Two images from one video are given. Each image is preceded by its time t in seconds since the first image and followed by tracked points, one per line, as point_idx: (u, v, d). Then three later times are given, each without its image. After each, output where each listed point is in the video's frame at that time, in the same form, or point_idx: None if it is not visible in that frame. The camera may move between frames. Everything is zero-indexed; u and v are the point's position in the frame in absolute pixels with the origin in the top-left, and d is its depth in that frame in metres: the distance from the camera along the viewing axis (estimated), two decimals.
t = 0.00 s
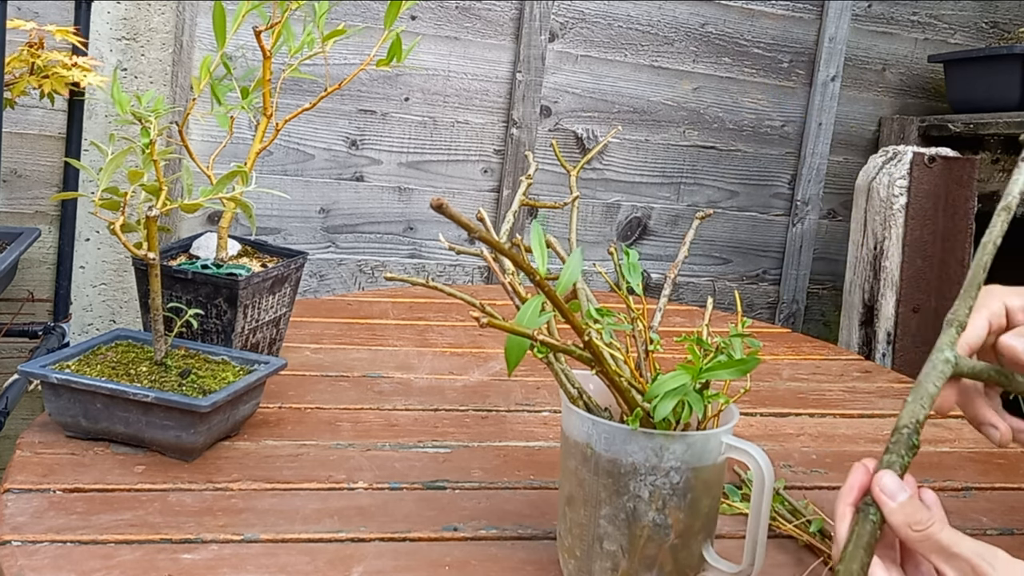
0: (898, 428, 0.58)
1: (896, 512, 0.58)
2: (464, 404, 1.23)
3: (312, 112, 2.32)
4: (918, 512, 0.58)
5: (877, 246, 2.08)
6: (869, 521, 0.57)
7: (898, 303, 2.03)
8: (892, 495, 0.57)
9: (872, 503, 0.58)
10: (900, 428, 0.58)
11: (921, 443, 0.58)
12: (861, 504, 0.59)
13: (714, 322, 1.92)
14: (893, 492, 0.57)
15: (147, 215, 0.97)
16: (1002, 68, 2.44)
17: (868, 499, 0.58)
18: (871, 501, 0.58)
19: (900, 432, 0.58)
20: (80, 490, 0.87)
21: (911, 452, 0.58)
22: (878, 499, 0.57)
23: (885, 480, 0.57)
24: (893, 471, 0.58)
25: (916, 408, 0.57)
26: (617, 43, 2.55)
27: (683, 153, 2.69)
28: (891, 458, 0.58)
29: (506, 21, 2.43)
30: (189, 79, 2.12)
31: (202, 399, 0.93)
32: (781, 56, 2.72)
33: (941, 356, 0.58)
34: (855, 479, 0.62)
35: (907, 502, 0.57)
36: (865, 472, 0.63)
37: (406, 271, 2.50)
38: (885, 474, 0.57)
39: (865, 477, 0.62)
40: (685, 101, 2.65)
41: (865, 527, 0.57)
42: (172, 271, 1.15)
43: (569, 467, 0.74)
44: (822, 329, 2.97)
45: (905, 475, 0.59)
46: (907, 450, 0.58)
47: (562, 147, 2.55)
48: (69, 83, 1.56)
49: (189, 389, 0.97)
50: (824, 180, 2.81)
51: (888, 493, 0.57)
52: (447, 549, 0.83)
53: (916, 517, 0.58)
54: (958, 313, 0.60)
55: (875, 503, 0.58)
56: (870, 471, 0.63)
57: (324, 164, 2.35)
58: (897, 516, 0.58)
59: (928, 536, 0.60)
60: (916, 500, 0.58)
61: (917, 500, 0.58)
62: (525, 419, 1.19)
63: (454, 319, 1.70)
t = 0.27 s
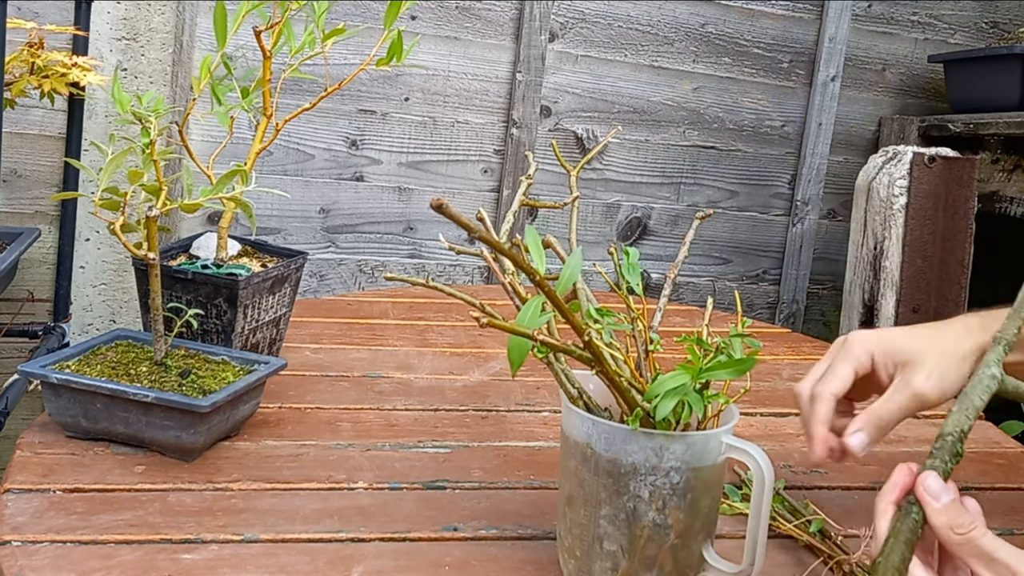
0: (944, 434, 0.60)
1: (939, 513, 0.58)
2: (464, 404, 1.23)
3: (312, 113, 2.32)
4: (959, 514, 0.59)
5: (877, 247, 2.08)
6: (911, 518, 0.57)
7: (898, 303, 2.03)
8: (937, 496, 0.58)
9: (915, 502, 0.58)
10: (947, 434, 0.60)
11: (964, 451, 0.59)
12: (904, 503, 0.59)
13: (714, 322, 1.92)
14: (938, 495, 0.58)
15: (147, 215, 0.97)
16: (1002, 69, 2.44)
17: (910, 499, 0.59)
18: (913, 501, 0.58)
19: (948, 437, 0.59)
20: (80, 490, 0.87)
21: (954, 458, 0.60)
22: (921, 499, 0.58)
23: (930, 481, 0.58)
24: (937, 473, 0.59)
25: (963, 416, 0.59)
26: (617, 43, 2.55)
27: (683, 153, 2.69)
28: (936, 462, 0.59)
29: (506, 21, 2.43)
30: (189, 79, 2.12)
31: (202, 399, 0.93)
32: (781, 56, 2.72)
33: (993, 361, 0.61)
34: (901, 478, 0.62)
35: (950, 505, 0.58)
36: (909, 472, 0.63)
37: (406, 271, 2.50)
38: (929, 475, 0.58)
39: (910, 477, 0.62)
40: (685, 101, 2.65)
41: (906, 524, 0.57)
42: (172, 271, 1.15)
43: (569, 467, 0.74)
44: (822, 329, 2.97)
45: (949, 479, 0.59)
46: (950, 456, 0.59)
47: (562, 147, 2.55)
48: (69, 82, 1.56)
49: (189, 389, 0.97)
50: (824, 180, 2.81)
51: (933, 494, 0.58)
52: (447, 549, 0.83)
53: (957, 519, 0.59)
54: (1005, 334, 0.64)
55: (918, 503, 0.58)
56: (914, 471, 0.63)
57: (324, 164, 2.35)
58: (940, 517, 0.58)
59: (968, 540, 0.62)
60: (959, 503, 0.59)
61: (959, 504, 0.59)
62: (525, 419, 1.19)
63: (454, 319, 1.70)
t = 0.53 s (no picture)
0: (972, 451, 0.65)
1: (960, 527, 0.63)
2: (464, 404, 1.23)
3: (312, 112, 2.32)
4: (983, 531, 0.65)
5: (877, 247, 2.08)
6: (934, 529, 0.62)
7: (898, 303, 2.03)
8: (960, 512, 0.63)
9: (938, 516, 0.63)
10: (976, 450, 0.65)
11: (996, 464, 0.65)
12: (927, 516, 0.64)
13: (714, 322, 1.92)
14: (960, 508, 0.63)
15: (147, 215, 0.97)
16: (1003, 69, 2.44)
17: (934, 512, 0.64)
18: (936, 515, 0.63)
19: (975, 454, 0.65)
20: (80, 490, 0.87)
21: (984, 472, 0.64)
22: (945, 514, 0.63)
23: (953, 496, 0.63)
24: (961, 489, 0.64)
25: (995, 429, 0.65)
26: (617, 43, 2.55)
27: (683, 153, 2.69)
28: (962, 477, 0.64)
29: (506, 21, 2.43)
30: (189, 79, 2.12)
31: (202, 399, 0.93)
32: (781, 56, 2.72)
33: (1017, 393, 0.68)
34: (924, 490, 0.67)
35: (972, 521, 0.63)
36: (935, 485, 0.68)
37: (406, 271, 2.50)
38: (953, 490, 0.63)
39: (933, 489, 0.67)
40: (685, 101, 2.65)
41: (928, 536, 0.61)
42: (172, 271, 1.15)
43: (569, 467, 0.74)
44: (822, 329, 2.97)
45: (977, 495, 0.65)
46: (980, 471, 0.65)
47: (562, 147, 2.55)
48: (69, 82, 1.56)
49: (189, 389, 0.97)
50: (824, 180, 2.81)
51: (956, 509, 0.63)
52: (447, 549, 0.83)
53: (981, 535, 0.65)
54: None
55: (941, 517, 0.63)
56: (937, 484, 0.68)
57: (324, 164, 2.35)
58: (962, 531, 0.64)
59: (991, 556, 0.67)
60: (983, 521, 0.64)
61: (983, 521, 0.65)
62: (525, 419, 1.19)
63: (455, 319, 1.70)
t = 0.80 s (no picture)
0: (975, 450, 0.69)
1: (961, 530, 0.64)
2: (464, 404, 1.23)
3: (312, 113, 2.32)
4: (984, 533, 0.65)
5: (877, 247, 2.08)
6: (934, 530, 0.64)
7: (898, 303, 2.03)
8: (960, 514, 0.64)
9: (938, 518, 0.65)
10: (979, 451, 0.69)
11: (997, 464, 0.68)
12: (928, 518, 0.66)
13: (714, 322, 1.92)
14: (961, 511, 0.64)
15: (147, 215, 0.97)
16: (1003, 69, 2.44)
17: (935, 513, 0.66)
18: (937, 517, 0.65)
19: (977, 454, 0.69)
20: (80, 490, 0.87)
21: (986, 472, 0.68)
22: (945, 515, 0.65)
23: (954, 498, 0.65)
24: (963, 491, 0.66)
25: (999, 429, 0.69)
26: (617, 43, 2.55)
27: (683, 153, 2.69)
28: (965, 477, 0.67)
29: (506, 21, 2.43)
30: (189, 79, 2.12)
31: (202, 399, 0.93)
32: (781, 56, 2.72)
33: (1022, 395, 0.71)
34: (925, 492, 0.68)
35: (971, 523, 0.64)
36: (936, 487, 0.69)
37: (406, 271, 2.50)
38: (955, 491, 0.65)
39: (933, 491, 0.68)
40: (685, 101, 2.65)
41: (928, 539, 0.64)
42: (172, 271, 1.15)
43: (569, 467, 0.74)
44: (822, 329, 2.97)
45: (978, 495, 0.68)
46: (982, 470, 0.68)
47: (562, 147, 2.55)
48: (69, 82, 1.56)
49: (189, 389, 0.97)
50: (824, 180, 2.81)
51: (957, 511, 0.64)
52: (447, 549, 0.83)
53: (981, 538, 0.65)
54: None
55: (941, 519, 0.65)
56: (938, 485, 0.69)
57: (324, 164, 2.36)
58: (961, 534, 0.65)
59: (992, 559, 0.66)
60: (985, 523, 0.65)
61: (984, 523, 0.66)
62: (525, 419, 1.19)
63: (455, 319, 1.70)
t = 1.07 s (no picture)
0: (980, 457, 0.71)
1: (967, 538, 0.66)
2: (464, 404, 1.23)
3: (312, 112, 2.32)
4: (991, 542, 0.66)
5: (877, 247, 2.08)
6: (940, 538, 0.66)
7: (898, 303, 2.03)
8: (966, 522, 0.66)
9: (945, 526, 0.66)
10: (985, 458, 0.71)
11: (1002, 472, 0.71)
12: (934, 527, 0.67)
13: (714, 322, 1.92)
14: (967, 518, 0.66)
15: (147, 215, 0.97)
16: (1003, 68, 2.44)
17: (942, 521, 0.67)
18: (944, 526, 0.67)
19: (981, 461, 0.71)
20: (80, 490, 0.87)
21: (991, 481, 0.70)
22: (951, 523, 0.66)
23: (962, 506, 0.66)
24: (970, 500, 0.67)
25: (1003, 437, 0.72)
26: (617, 43, 2.55)
27: (683, 153, 2.69)
28: (970, 485, 0.70)
29: (506, 21, 2.43)
30: (189, 79, 2.12)
31: (202, 399, 0.93)
32: (781, 56, 2.72)
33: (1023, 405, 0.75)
34: (930, 499, 0.70)
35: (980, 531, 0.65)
36: (941, 495, 0.70)
37: (405, 271, 2.49)
38: (961, 500, 0.67)
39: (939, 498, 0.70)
40: (685, 101, 2.65)
41: (934, 548, 0.66)
42: (172, 271, 1.15)
43: (569, 467, 0.74)
44: (822, 329, 2.97)
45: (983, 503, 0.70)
46: (987, 478, 0.70)
47: (562, 147, 2.55)
48: (69, 83, 1.56)
49: (189, 389, 0.97)
50: (824, 180, 2.81)
51: (963, 519, 0.66)
52: (447, 549, 0.83)
53: (989, 546, 0.66)
54: None
55: (948, 527, 0.66)
56: (944, 494, 0.70)
57: (324, 164, 2.36)
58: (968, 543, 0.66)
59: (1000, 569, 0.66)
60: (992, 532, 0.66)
61: (990, 532, 0.66)
62: (525, 419, 1.19)
63: (455, 319, 1.69)
